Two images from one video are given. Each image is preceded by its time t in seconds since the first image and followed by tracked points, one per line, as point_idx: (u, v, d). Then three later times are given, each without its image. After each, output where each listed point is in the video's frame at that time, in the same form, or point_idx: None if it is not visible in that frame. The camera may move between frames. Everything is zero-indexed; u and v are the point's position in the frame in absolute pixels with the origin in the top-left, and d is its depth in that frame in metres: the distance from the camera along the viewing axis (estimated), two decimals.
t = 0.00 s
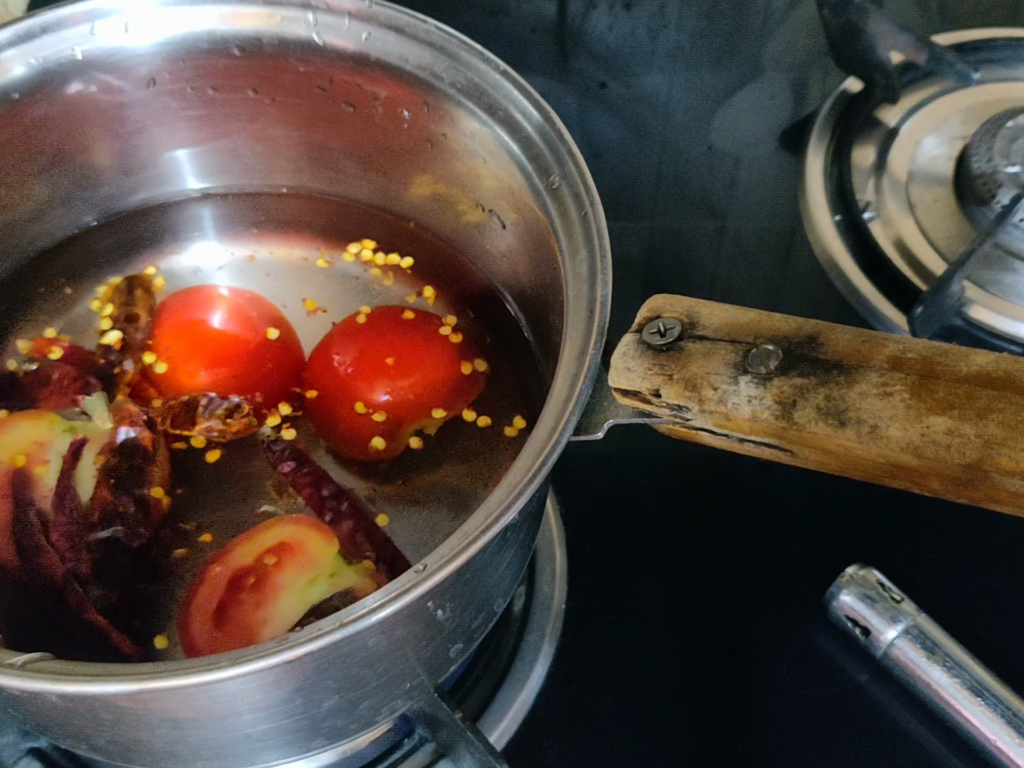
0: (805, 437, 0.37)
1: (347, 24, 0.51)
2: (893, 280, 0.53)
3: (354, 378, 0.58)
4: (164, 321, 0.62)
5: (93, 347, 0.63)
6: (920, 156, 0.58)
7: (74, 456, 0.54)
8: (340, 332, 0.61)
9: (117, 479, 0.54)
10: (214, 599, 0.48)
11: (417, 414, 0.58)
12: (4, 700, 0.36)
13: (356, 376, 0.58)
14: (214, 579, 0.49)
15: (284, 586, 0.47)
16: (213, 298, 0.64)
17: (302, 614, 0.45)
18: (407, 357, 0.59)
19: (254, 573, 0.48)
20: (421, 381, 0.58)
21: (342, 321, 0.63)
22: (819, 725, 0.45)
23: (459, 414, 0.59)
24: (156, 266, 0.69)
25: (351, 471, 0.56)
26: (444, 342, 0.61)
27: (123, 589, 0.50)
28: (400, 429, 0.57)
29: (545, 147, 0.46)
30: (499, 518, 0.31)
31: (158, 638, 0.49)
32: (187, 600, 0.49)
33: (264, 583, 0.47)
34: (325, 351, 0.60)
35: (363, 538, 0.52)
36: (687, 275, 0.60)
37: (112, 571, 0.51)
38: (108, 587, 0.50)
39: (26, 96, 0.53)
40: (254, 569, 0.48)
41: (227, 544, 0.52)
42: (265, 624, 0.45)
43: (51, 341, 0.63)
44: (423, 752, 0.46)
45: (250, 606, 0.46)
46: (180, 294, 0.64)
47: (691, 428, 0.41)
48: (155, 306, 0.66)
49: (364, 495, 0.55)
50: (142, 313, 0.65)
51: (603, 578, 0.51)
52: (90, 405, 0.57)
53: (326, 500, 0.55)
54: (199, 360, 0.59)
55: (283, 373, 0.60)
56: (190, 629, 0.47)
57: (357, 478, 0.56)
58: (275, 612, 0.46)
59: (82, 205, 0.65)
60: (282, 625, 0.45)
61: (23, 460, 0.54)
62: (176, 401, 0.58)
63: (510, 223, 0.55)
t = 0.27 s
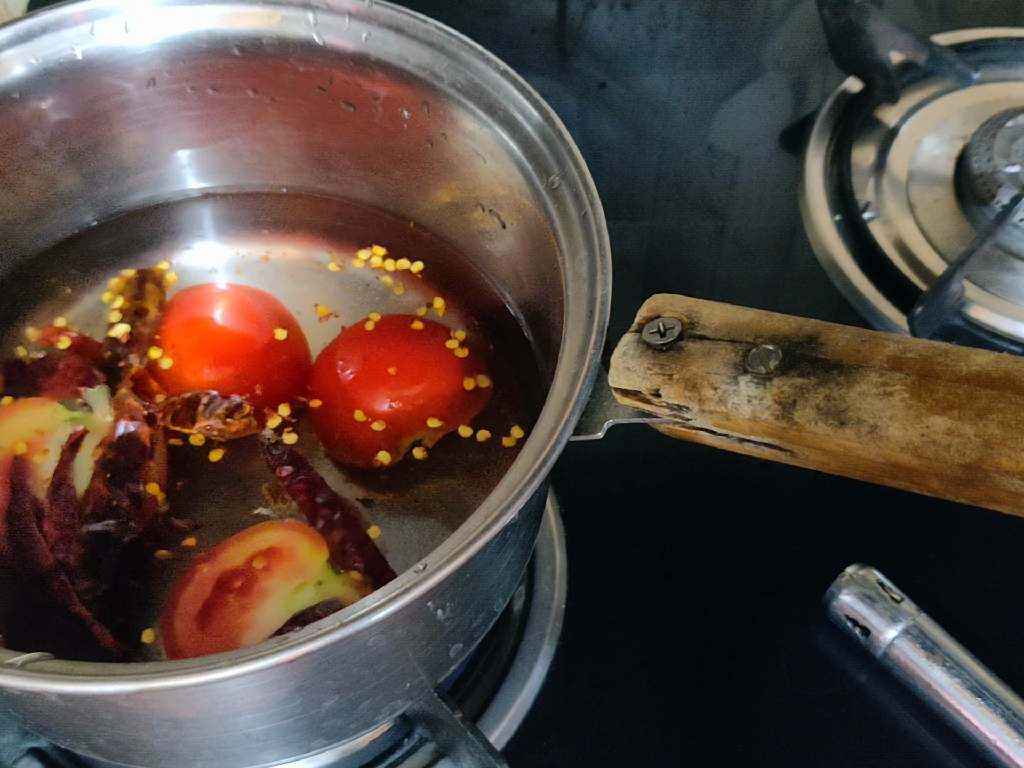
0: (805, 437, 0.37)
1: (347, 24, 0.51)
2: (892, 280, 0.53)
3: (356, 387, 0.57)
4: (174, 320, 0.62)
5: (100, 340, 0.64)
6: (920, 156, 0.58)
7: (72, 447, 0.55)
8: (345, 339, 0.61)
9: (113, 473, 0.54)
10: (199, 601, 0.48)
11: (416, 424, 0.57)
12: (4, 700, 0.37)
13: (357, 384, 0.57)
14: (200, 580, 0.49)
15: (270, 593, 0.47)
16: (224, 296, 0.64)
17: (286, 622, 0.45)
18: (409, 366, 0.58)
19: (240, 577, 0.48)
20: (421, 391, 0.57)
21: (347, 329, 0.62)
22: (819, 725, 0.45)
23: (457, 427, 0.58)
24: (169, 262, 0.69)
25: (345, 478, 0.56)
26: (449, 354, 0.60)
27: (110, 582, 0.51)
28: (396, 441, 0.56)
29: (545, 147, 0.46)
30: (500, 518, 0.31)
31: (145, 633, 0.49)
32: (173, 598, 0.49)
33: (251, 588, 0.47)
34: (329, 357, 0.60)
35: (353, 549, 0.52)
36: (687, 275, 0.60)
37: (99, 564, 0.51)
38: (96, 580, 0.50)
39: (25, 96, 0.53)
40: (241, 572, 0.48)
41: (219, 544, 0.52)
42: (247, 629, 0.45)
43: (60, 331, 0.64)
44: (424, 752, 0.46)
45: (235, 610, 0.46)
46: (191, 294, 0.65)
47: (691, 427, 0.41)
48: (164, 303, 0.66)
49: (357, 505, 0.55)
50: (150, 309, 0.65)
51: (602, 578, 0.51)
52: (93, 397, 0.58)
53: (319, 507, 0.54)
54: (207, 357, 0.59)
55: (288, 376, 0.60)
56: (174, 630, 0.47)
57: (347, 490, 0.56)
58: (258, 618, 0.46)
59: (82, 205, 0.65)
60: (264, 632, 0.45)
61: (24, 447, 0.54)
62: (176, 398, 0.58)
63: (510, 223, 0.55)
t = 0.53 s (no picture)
0: (805, 437, 0.37)
1: (347, 24, 0.51)
2: (892, 280, 0.53)
3: (358, 395, 0.57)
4: (184, 318, 0.63)
5: (109, 333, 0.64)
6: (920, 156, 0.58)
7: (73, 438, 0.55)
8: (352, 345, 0.60)
9: (111, 467, 0.54)
10: (186, 600, 0.49)
11: (414, 436, 0.56)
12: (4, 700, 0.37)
13: (358, 394, 0.57)
14: (190, 579, 0.50)
15: (256, 597, 0.47)
16: (232, 296, 0.65)
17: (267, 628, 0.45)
18: (411, 377, 0.57)
19: (228, 578, 0.49)
20: (421, 404, 0.56)
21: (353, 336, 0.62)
22: (819, 725, 0.45)
23: (455, 440, 0.57)
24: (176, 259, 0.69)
25: (338, 485, 0.56)
26: (454, 367, 0.59)
27: (99, 575, 0.51)
28: (393, 451, 0.56)
29: (545, 147, 0.46)
30: (500, 517, 0.31)
31: (133, 628, 0.49)
32: (162, 593, 0.50)
33: (237, 592, 0.48)
34: (334, 363, 0.59)
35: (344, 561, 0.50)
36: (687, 275, 0.60)
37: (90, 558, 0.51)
38: (85, 573, 0.51)
39: (26, 96, 0.53)
40: (229, 575, 0.49)
41: (210, 545, 0.52)
42: (230, 632, 0.46)
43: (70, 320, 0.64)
44: (424, 752, 0.46)
45: (220, 612, 0.47)
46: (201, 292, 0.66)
47: (691, 427, 0.41)
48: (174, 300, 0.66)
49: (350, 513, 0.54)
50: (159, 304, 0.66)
51: (603, 578, 0.51)
52: (97, 389, 0.58)
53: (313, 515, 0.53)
54: (214, 355, 0.60)
55: (294, 379, 0.60)
56: (159, 626, 0.48)
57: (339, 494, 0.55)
58: (241, 622, 0.46)
59: (82, 205, 0.65)
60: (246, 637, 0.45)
61: (25, 435, 0.55)
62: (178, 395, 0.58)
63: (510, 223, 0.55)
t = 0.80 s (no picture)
0: (805, 437, 0.37)
1: (347, 24, 0.51)
2: (892, 280, 0.53)
3: (359, 404, 0.56)
4: (195, 311, 0.62)
5: (117, 325, 0.64)
6: (920, 156, 0.58)
7: (74, 430, 0.54)
8: (357, 352, 0.60)
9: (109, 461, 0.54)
10: (171, 599, 0.48)
11: (409, 448, 0.56)
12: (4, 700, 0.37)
13: (358, 402, 0.56)
14: (177, 578, 0.49)
15: (242, 600, 0.46)
16: (243, 289, 0.64)
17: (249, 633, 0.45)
18: (411, 388, 0.57)
19: (216, 580, 0.48)
20: (419, 416, 0.56)
21: (358, 344, 0.61)
22: (819, 725, 0.45)
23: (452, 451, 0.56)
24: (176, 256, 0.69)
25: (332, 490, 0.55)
26: (457, 379, 0.58)
27: (89, 567, 0.51)
28: (388, 461, 0.55)
29: (545, 147, 0.46)
30: (500, 517, 0.31)
31: (117, 621, 0.49)
32: (150, 589, 0.50)
33: (224, 594, 0.47)
34: (338, 370, 0.59)
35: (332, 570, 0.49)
36: (687, 275, 0.60)
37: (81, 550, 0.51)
38: (75, 565, 0.51)
39: (26, 96, 0.53)
40: (217, 577, 0.48)
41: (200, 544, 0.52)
42: (213, 634, 0.45)
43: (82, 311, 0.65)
44: (424, 752, 0.46)
45: (203, 614, 0.46)
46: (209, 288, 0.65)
47: (691, 428, 0.41)
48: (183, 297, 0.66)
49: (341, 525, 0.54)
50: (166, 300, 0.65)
51: (602, 577, 0.51)
52: (101, 382, 0.58)
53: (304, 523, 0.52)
54: (222, 352, 0.59)
55: (298, 382, 0.60)
56: (142, 622, 0.48)
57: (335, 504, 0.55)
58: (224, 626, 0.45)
59: (82, 205, 0.65)
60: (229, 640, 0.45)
61: (26, 424, 0.54)
62: (179, 392, 0.58)
63: (511, 224, 0.55)
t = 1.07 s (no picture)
0: (805, 437, 0.37)
1: (347, 24, 0.51)
2: (893, 280, 0.53)
3: (357, 412, 0.56)
4: (207, 308, 0.63)
5: (125, 318, 0.65)
6: (920, 156, 0.58)
7: (77, 421, 0.56)
8: (362, 359, 0.60)
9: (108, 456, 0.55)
10: (159, 597, 0.48)
11: (405, 460, 0.55)
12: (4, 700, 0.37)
13: (359, 411, 0.56)
14: (167, 575, 0.49)
15: (228, 601, 0.46)
16: (253, 289, 0.64)
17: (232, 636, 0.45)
18: (412, 400, 0.56)
19: (203, 580, 0.48)
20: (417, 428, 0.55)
21: (361, 353, 0.61)
22: (819, 725, 0.45)
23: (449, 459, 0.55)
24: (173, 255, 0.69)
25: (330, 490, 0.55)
26: (460, 394, 0.58)
27: (84, 561, 0.51)
28: (381, 469, 0.55)
29: (546, 147, 0.46)
30: (500, 518, 0.31)
31: (104, 614, 0.49)
32: (139, 585, 0.50)
33: (210, 594, 0.47)
34: (341, 377, 0.59)
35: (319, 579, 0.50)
36: (687, 275, 0.60)
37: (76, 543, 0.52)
38: (69, 559, 0.51)
39: (25, 96, 0.53)
40: (205, 576, 0.48)
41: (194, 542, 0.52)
42: (196, 633, 0.45)
43: (93, 304, 0.66)
44: (423, 752, 0.46)
45: (189, 613, 0.46)
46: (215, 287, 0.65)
47: (691, 428, 0.41)
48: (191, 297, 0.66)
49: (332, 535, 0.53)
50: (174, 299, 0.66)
51: (603, 578, 0.51)
52: (108, 377, 0.60)
53: (296, 532, 0.52)
54: (231, 351, 0.60)
55: (302, 386, 0.60)
56: (128, 617, 0.48)
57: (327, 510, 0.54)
58: (208, 626, 0.45)
59: (82, 205, 0.65)
60: (211, 641, 0.45)
61: (31, 414, 0.56)
62: (182, 390, 0.59)
63: (511, 225, 0.55)
